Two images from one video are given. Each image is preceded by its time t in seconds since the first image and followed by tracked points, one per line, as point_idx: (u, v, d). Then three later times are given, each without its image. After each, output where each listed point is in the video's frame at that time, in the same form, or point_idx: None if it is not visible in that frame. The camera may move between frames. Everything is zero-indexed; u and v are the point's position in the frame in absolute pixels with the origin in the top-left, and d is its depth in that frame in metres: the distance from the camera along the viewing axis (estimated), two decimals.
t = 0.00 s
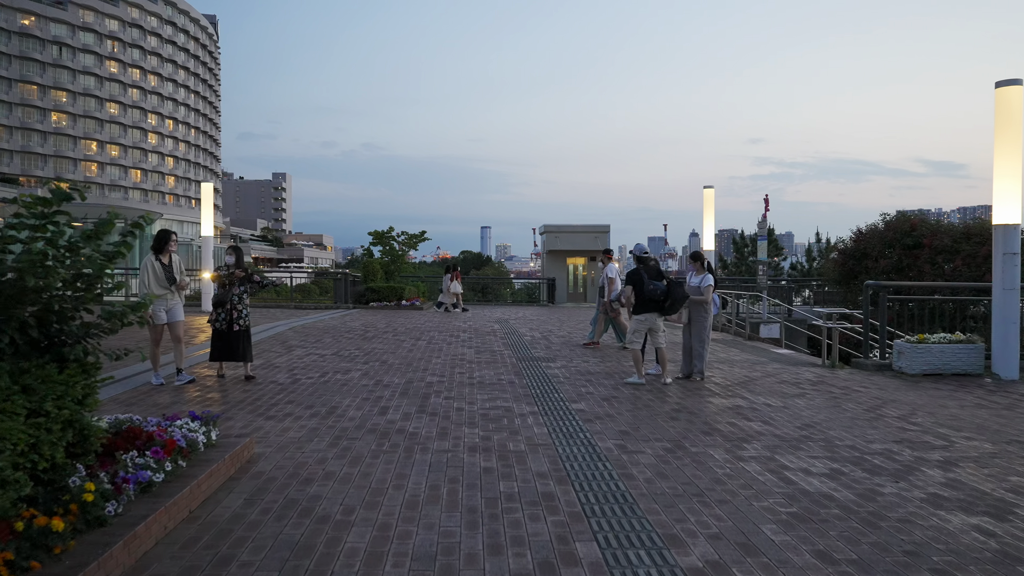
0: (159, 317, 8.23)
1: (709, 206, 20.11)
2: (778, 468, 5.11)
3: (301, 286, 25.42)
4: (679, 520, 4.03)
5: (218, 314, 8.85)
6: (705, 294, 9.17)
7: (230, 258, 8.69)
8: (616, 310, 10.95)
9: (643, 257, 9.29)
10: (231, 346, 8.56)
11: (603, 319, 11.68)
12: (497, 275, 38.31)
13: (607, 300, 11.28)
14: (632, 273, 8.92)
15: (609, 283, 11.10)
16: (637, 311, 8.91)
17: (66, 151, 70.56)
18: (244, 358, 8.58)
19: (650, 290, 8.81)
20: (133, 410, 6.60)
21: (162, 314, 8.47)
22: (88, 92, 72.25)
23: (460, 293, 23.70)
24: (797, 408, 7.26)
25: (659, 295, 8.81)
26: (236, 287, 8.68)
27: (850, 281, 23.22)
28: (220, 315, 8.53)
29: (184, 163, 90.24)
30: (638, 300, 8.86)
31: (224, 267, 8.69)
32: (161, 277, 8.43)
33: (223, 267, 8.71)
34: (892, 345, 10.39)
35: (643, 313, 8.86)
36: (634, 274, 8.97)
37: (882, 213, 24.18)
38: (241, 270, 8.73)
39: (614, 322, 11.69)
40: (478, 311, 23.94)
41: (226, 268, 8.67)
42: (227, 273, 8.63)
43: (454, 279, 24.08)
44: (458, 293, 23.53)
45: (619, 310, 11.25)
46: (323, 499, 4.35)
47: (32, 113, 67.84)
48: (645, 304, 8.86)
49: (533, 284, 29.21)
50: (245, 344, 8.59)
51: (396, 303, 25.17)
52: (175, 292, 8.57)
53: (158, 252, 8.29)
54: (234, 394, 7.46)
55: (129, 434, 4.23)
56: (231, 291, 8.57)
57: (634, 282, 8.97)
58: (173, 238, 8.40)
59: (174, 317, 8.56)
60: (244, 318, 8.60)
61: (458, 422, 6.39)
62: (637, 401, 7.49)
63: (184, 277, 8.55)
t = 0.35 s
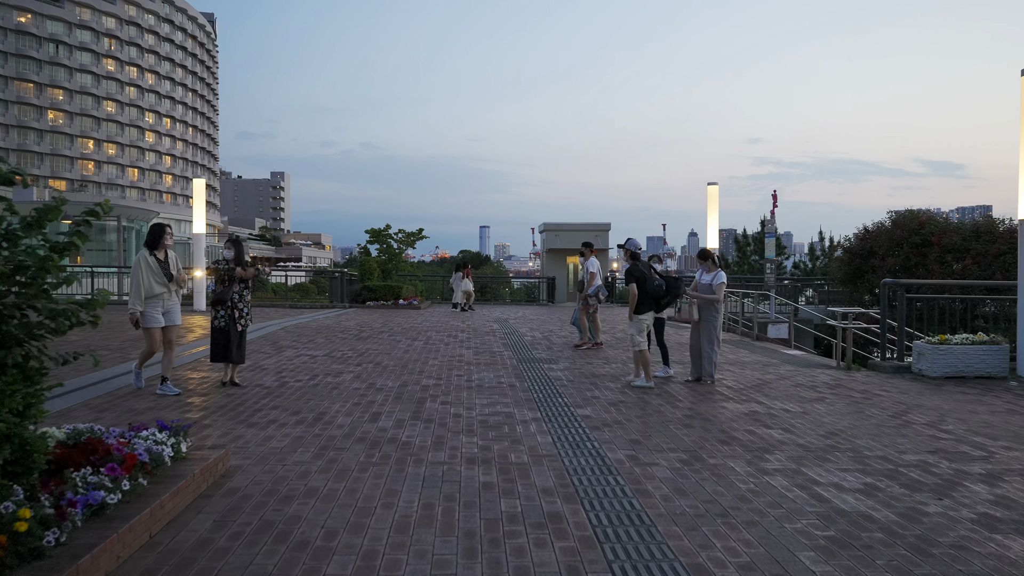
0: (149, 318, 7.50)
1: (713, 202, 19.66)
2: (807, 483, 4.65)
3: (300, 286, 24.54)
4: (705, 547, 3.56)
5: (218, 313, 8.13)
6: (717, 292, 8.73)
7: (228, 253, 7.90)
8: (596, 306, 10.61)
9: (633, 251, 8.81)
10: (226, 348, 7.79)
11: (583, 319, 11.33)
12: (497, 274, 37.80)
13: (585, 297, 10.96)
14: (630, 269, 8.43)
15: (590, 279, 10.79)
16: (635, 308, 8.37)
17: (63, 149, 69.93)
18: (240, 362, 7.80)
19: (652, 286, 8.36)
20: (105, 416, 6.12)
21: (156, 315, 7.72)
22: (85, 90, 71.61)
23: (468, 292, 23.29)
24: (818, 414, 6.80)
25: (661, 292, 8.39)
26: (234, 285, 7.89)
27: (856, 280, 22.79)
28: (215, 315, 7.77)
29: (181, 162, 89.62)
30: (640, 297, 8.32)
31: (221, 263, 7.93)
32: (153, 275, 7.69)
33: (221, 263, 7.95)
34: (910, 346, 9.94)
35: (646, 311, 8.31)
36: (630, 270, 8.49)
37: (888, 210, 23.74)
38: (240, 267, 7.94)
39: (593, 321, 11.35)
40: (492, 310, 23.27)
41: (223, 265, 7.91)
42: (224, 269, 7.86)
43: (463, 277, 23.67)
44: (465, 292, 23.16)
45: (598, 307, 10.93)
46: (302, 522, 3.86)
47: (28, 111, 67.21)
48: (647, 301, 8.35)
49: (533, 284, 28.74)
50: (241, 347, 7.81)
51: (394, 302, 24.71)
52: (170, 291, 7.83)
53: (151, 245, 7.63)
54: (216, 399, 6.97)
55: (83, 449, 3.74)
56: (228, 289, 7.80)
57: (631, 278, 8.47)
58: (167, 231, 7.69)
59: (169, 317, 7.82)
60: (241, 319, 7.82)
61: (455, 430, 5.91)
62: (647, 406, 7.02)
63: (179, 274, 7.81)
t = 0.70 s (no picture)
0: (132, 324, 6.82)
1: (716, 201, 19.23)
2: (837, 511, 4.19)
3: (296, 286, 24.47)
4: None
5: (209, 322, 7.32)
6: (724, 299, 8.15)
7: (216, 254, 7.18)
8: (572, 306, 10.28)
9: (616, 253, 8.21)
10: (213, 358, 7.00)
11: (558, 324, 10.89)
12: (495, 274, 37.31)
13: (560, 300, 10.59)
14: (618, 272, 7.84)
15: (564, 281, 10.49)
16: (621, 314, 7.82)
17: (59, 149, 69.28)
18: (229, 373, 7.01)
19: (642, 292, 7.85)
20: (69, 431, 5.64)
21: (142, 322, 7.02)
22: (80, 89, 70.92)
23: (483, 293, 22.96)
24: (838, 427, 6.34)
25: (648, 299, 7.89)
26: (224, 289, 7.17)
27: (861, 280, 22.37)
28: (202, 322, 7.01)
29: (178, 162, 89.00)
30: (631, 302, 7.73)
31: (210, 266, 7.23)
32: (139, 277, 7.02)
33: (209, 266, 7.24)
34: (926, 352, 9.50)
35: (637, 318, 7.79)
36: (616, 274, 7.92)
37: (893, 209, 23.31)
38: (229, 270, 7.23)
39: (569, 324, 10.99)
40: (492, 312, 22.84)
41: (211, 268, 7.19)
42: (212, 272, 7.15)
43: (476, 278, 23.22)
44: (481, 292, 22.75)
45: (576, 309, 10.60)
46: (270, 561, 3.40)
47: (24, 109, 66.57)
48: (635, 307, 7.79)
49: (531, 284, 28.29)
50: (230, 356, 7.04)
51: (390, 303, 24.26)
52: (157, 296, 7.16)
53: (135, 248, 6.99)
54: (192, 412, 6.48)
55: (20, 481, 3.25)
56: (216, 293, 7.07)
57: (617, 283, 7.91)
58: (154, 230, 7.06)
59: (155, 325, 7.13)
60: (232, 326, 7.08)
61: (449, 446, 5.46)
62: (655, 418, 6.55)
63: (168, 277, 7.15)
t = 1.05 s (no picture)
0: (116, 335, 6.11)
1: (719, 200, 18.77)
2: (875, 548, 3.73)
3: (293, 286, 24.12)
4: None
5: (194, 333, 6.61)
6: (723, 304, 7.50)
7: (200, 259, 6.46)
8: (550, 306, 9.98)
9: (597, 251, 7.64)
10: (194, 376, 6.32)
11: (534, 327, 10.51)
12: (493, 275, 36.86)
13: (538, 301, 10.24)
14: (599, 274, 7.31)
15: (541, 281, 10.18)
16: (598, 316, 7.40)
17: (55, 148, 68.66)
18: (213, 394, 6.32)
19: (622, 294, 7.40)
20: (26, 451, 5.16)
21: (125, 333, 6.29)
22: (76, 88, 70.22)
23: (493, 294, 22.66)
24: (861, 444, 5.88)
25: (627, 300, 7.41)
26: (209, 299, 6.46)
27: (867, 281, 21.88)
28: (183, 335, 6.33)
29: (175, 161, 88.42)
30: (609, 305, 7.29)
31: (195, 271, 6.53)
32: (121, 284, 6.32)
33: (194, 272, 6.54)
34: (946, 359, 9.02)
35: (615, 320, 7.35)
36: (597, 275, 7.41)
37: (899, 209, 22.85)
38: (215, 277, 6.51)
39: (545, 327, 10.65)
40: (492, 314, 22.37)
41: (195, 273, 6.49)
42: (195, 279, 6.45)
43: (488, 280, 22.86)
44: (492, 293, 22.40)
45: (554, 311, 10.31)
46: None
47: (19, 108, 65.93)
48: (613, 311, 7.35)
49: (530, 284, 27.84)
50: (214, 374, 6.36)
51: (386, 304, 23.81)
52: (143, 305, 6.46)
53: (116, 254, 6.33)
54: (164, 428, 6.02)
55: None
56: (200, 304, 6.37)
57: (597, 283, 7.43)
58: (136, 232, 6.39)
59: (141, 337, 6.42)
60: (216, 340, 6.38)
61: (441, 469, 4.99)
62: (664, 435, 6.08)
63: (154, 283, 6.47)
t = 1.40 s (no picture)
0: (98, 331, 5.16)
1: (722, 197, 18.36)
2: None
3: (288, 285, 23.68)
4: None
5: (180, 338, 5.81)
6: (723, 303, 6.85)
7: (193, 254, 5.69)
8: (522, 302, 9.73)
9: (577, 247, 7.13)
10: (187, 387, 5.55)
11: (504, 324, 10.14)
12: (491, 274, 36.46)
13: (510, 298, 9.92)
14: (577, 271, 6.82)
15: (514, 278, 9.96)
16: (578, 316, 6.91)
17: (51, 146, 68.11)
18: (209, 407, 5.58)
19: (603, 294, 6.87)
20: None
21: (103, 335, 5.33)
22: (73, 85, 69.61)
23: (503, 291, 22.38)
24: (887, 453, 5.45)
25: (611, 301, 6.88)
26: (203, 300, 5.70)
27: (872, 280, 21.46)
28: (174, 339, 5.55)
29: (173, 159, 87.85)
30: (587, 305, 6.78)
31: (185, 269, 5.76)
32: (94, 278, 5.38)
33: (184, 269, 5.77)
34: (965, 362, 8.58)
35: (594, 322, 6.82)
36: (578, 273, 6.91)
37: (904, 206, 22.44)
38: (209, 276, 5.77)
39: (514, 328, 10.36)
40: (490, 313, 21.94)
41: (186, 271, 5.72)
42: (188, 278, 5.68)
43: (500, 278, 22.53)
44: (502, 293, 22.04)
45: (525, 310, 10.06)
46: None
47: (15, 106, 65.33)
48: (593, 311, 6.85)
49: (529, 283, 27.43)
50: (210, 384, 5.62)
51: (382, 304, 23.44)
52: (121, 303, 5.51)
53: (92, 245, 5.44)
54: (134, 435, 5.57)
55: None
56: (195, 306, 5.62)
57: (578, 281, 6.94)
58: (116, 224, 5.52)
59: (118, 340, 5.43)
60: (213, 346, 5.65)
61: (432, 484, 4.55)
62: (674, 444, 5.63)
63: (134, 279, 5.55)
